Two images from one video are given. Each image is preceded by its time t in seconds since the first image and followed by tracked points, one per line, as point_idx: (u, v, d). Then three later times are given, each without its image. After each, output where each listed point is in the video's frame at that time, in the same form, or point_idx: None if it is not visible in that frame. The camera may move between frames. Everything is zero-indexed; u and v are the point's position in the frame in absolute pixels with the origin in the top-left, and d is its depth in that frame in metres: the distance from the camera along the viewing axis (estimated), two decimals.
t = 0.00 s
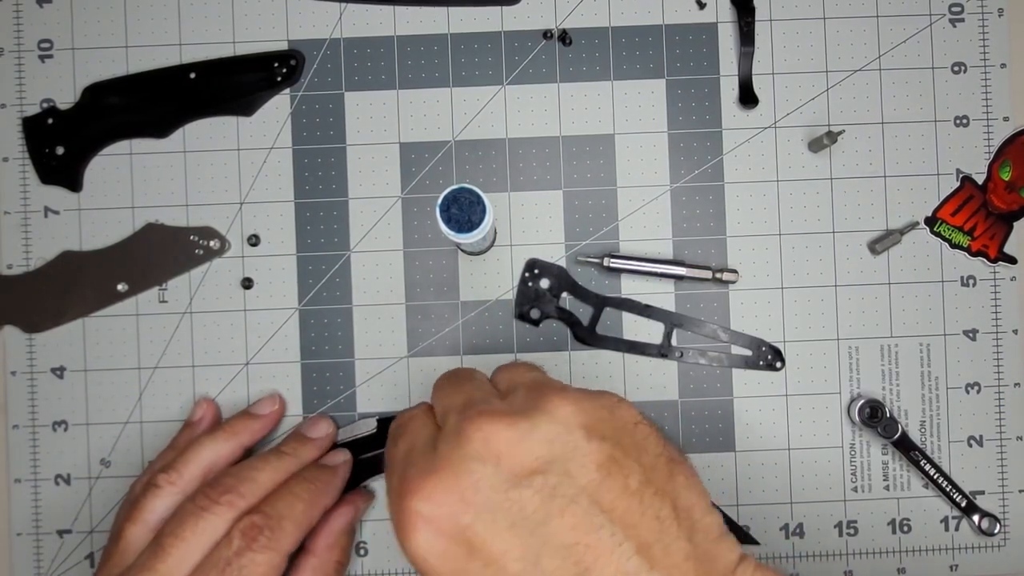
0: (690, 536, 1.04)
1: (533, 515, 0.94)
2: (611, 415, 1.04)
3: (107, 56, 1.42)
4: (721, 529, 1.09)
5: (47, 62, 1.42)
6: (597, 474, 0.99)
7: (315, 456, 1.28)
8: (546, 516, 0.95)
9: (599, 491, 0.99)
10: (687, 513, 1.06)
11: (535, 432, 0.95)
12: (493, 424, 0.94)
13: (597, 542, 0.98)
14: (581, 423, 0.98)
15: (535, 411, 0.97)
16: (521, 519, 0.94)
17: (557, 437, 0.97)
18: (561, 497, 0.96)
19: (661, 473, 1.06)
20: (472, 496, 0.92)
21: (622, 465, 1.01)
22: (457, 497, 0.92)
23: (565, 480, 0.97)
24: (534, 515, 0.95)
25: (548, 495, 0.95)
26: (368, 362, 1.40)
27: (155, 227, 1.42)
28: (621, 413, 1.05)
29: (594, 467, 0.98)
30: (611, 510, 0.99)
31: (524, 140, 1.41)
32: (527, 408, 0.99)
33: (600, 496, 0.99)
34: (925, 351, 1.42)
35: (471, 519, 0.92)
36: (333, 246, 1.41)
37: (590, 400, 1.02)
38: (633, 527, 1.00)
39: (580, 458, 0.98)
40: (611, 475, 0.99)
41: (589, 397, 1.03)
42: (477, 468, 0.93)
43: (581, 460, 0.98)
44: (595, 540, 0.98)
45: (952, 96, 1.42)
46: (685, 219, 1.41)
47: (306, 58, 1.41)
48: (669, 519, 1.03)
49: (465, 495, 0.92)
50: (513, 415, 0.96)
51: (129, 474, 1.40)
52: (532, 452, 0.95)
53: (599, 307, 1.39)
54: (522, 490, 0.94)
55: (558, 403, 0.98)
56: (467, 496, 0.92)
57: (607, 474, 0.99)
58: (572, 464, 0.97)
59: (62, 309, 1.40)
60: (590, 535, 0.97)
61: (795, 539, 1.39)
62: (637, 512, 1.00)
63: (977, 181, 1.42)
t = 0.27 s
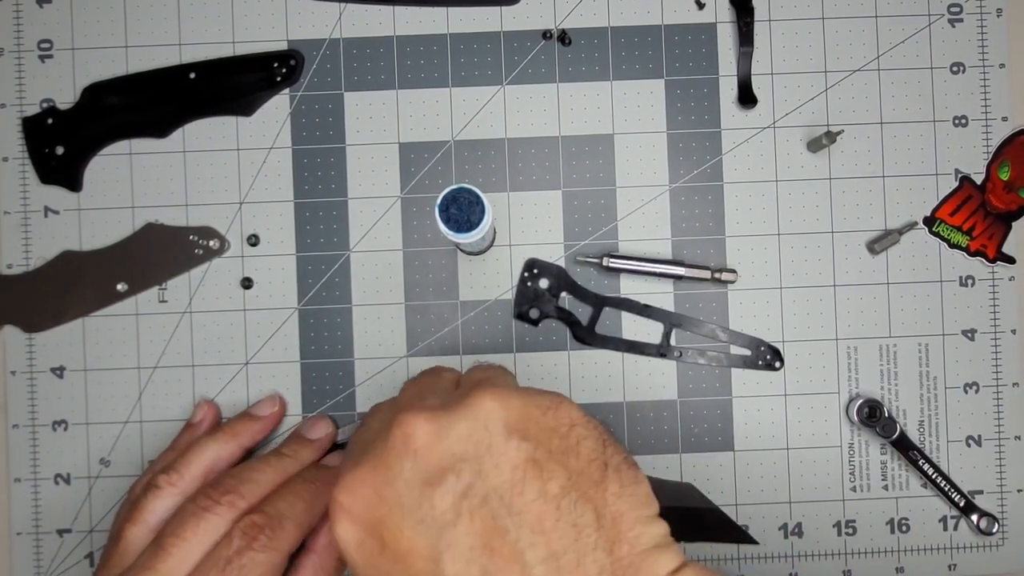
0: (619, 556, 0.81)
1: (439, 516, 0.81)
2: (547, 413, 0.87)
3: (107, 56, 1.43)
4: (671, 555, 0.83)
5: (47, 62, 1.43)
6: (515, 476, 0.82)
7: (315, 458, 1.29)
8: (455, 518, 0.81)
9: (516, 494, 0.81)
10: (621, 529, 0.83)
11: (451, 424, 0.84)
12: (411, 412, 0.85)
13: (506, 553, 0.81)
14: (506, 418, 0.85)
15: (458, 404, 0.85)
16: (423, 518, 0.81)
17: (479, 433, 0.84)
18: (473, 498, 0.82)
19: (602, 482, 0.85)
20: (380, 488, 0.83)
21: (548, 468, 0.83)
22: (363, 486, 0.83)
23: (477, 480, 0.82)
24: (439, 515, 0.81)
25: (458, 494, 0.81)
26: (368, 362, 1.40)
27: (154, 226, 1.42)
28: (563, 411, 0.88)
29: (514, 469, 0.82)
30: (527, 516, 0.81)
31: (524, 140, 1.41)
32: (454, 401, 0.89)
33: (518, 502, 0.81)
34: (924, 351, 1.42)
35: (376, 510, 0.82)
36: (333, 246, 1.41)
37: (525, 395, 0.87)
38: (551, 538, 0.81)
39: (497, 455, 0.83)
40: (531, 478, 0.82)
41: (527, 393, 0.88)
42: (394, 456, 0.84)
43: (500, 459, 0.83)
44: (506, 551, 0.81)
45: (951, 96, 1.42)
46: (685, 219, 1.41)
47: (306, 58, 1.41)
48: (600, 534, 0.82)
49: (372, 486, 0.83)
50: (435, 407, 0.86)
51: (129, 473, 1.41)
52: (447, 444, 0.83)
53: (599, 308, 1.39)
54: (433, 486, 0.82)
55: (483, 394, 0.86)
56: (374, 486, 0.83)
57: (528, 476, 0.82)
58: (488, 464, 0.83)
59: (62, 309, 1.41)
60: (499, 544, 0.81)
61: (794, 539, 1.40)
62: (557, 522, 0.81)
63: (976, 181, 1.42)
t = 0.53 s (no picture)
0: (647, 535, 0.96)
1: (483, 492, 0.93)
2: (578, 409, 1.04)
3: (107, 56, 1.43)
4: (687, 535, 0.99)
5: (47, 62, 1.43)
6: (554, 460, 0.96)
7: (315, 457, 1.30)
8: (498, 494, 0.93)
9: (553, 475, 0.95)
10: (649, 511, 0.99)
11: (496, 409, 0.97)
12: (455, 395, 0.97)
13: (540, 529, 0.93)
14: (546, 408, 0.99)
15: (502, 391, 0.99)
16: (468, 494, 0.92)
17: (520, 418, 0.97)
18: (513, 477, 0.94)
19: (627, 471, 1.01)
20: (426, 466, 0.93)
21: (583, 456, 0.98)
22: (410, 463, 0.93)
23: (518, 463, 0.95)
24: (484, 493, 0.93)
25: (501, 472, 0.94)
26: (368, 362, 1.40)
27: (154, 226, 1.42)
28: (593, 410, 1.05)
29: (553, 451, 0.97)
30: (563, 496, 0.95)
31: (524, 140, 1.41)
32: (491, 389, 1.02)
33: (555, 483, 0.95)
34: (924, 351, 1.42)
35: (421, 488, 0.92)
36: (333, 246, 1.41)
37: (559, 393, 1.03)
38: (585, 517, 0.95)
39: (538, 440, 0.97)
40: (568, 462, 0.97)
41: (561, 390, 1.04)
42: (435, 436, 0.95)
43: (540, 444, 0.96)
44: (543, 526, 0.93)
45: (951, 95, 1.42)
46: (685, 219, 1.41)
47: (305, 58, 1.41)
48: (629, 514, 0.97)
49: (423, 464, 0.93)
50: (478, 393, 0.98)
51: (129, 473, 1.41)
52: (492, 427, 0.96)
53: (599, 307, 1.39)
54: (478, 464, 0.94)
55: (525, 384, 1.00)
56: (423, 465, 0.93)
57: (565, 459, 0.97)
58: (529, 447, 0.96)
59: (62, 309, 1.41)
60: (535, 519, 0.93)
61: (795, 539, 1.39)
62: (591, 501, 0.96)
63: (976, 181, 1.42)
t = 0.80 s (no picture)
0: (752, 561, 0.91)
1: (601, 520, 0.86)
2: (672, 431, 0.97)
3: (107, 56, 1.43)
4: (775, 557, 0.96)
5: (47, 62, 1.43)
6: (664, 489, 0.90)
7: (315, 454, 1.29)
8: (615, 523, 0.86)
9: (667, 503, 0.89)
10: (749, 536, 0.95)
11: (603, 435, 0.90)
12: (558, 418, 0.90)
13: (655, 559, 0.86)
14: (649, 431, 0.93)
15: (603, 416, 0.92)
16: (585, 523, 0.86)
17: (625, 445, 0.91)
18: (629, 505, 0.87)
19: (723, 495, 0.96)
20: (537, 493, 0.86)
21: (689, 484, 0.92)
22: (526, 491, 0.86)
23: (632, 489, 0.88)
24: (602, 521, 0.86)
25: (613, 499, 0.87)
26: (368, 362, 1.40)
27: (154, 226, 1.42)
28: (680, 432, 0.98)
29: (662, 478, 0.90)
30: (680, 526, 0.88)
31: (524, 140, 1.41)
32: (587, 410, 0.95)
33: (672, 511, 0.89)
34: (924, 352, 1.42)
35: (536, 519, 0.86)
36: (333, 246, 1.41)
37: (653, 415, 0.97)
38: (699, 544, 0.89)
39: (647, 467, 0.90)
40: (676, 489, 0.90)
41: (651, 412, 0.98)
42: (540, 462, 0.87)
43: (649, 471, 0.90)
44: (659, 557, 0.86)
45: (951, 96, 1.42)
46: (685, 219, 1.41)
47: (306, 58, 1.41)
48: (735, 544, 0.91)
49: (527, 490, 0.86)
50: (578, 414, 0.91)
51: (129, 473, 1.41)
52: (599, 451, 0.89)
53: (599, 307, 1.39)
54: (588, 491, 0.87)
55: (625, 409, 0.93)
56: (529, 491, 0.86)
57: (674, 488, 0.90)
58: (639, 474, 0.89)
59: (63, 309, 1.41)
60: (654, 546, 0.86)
61: (795, 539, 1.40)
62: (700, 530, 0.90)
63: (976, 182, 1.42)
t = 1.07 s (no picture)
0: (739, 538, 0.99)
1: (599, 525, 0.90)
2: (657, 420, 1.00)
3: (107, 56, 1.43)
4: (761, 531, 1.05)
5: (47, 62, 1.43)
6: (652, 484, 0.95)
7: (315, 454, 1.29)
8: (612, 527, 0.91)
9: (657, 499, 0.94)
10: (733, 514, 1.02)
11: (593, 442, 0.92)
12: (548, 430, 0.90)
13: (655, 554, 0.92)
14: (633, 429, 0.96)
15: (589, 421, 0.94)
16: (582, 532, 0.89)
17: (614, 448, 0.94)
18: (623, 506, 0.92)
19: (709, 477, 1.02)
20: (532, 510, 0.88)
21: (674, 473, 0.98)
22: (524, 511, 0.88)
23: (626, 491, 0.92)
24: (599, 526, 0.90)
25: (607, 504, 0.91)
26: (368, 362, 1.40)
27: (155, 226, 1.42)
28: (666, 417, 1.02)
29: (650, 475, 0.95)
30: (671, 518, 0.94)
31: (524, 140, 1.41)
32: (571, 415, 0.96)
33: (661, 504, 0.94)
34: (925, 352, 1.42)
35: (538, 535, 0.88)
36: (333, 246, 1.41)
37: (636, 407, 0.99)
38: (690, 533, 0.95)
39: (636, 467, 0.94)
40: (663, 483, 0.96)
41: (633, 402, 1.00)
42: (534, 479, 0.89)
43: (638, 470, 0.94)
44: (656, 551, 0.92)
45: (951, 96, 1.42)
46: (685, 219, 1.41)
47: (306, 58, 1.41)
48: (721, 524, 0.98)
49: (525, 509, 0.88)
50: (568, 425, 0.92)
51: (129, 473, 1.41)
52: (590, 459, 0.91)
53: (599, 307, 1.39)
54: (583, 501, 0.90)
55: (609, 410, 0.95)
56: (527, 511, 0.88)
57: (662, 482, 0.96)
58: (629, 475, 0.93)
59: (63, 309, 1.41)
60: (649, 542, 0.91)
61: (795, 540, 1.39)
62: (691, 517, 0.96)
63: (977, 182, 1.41)
